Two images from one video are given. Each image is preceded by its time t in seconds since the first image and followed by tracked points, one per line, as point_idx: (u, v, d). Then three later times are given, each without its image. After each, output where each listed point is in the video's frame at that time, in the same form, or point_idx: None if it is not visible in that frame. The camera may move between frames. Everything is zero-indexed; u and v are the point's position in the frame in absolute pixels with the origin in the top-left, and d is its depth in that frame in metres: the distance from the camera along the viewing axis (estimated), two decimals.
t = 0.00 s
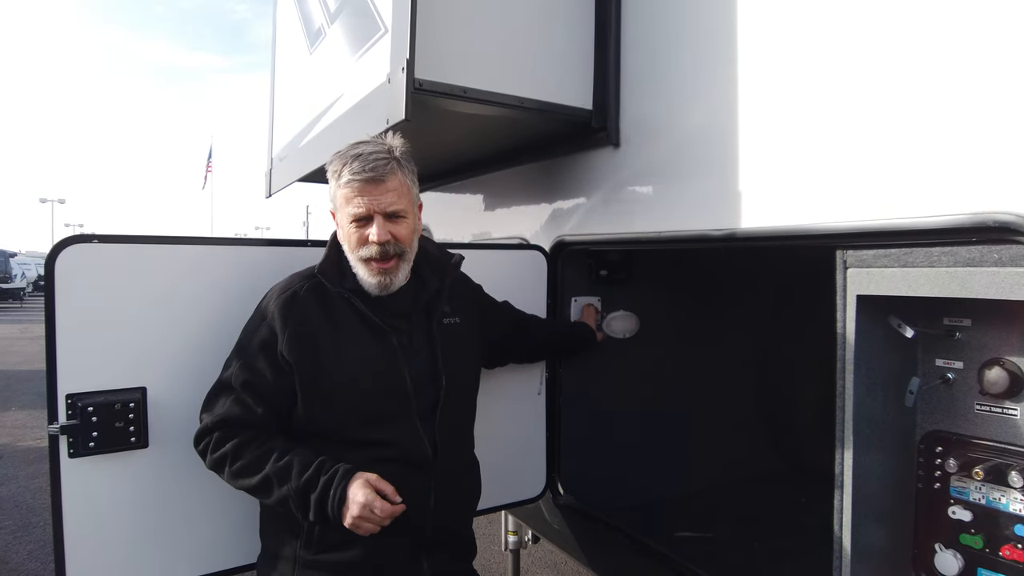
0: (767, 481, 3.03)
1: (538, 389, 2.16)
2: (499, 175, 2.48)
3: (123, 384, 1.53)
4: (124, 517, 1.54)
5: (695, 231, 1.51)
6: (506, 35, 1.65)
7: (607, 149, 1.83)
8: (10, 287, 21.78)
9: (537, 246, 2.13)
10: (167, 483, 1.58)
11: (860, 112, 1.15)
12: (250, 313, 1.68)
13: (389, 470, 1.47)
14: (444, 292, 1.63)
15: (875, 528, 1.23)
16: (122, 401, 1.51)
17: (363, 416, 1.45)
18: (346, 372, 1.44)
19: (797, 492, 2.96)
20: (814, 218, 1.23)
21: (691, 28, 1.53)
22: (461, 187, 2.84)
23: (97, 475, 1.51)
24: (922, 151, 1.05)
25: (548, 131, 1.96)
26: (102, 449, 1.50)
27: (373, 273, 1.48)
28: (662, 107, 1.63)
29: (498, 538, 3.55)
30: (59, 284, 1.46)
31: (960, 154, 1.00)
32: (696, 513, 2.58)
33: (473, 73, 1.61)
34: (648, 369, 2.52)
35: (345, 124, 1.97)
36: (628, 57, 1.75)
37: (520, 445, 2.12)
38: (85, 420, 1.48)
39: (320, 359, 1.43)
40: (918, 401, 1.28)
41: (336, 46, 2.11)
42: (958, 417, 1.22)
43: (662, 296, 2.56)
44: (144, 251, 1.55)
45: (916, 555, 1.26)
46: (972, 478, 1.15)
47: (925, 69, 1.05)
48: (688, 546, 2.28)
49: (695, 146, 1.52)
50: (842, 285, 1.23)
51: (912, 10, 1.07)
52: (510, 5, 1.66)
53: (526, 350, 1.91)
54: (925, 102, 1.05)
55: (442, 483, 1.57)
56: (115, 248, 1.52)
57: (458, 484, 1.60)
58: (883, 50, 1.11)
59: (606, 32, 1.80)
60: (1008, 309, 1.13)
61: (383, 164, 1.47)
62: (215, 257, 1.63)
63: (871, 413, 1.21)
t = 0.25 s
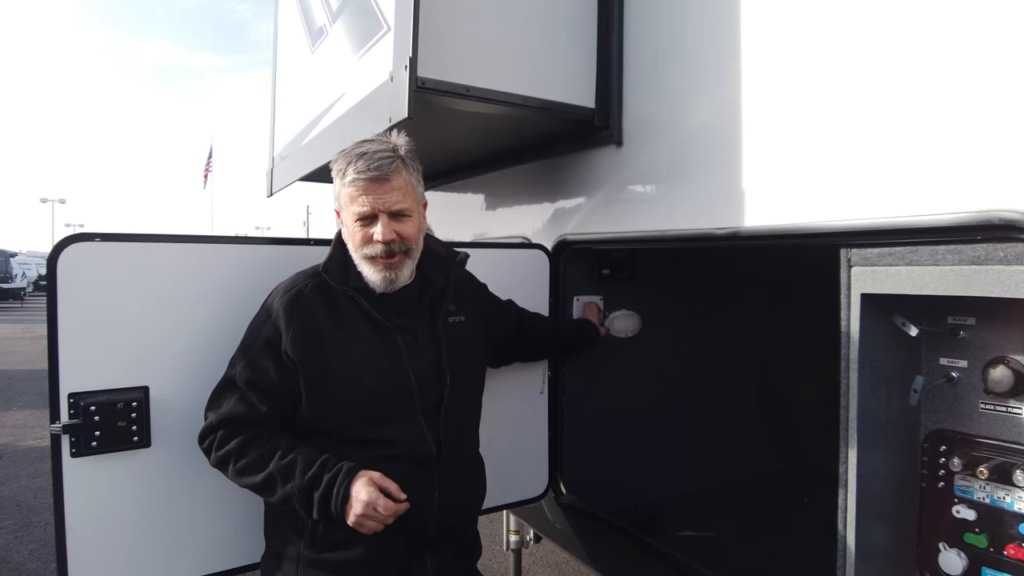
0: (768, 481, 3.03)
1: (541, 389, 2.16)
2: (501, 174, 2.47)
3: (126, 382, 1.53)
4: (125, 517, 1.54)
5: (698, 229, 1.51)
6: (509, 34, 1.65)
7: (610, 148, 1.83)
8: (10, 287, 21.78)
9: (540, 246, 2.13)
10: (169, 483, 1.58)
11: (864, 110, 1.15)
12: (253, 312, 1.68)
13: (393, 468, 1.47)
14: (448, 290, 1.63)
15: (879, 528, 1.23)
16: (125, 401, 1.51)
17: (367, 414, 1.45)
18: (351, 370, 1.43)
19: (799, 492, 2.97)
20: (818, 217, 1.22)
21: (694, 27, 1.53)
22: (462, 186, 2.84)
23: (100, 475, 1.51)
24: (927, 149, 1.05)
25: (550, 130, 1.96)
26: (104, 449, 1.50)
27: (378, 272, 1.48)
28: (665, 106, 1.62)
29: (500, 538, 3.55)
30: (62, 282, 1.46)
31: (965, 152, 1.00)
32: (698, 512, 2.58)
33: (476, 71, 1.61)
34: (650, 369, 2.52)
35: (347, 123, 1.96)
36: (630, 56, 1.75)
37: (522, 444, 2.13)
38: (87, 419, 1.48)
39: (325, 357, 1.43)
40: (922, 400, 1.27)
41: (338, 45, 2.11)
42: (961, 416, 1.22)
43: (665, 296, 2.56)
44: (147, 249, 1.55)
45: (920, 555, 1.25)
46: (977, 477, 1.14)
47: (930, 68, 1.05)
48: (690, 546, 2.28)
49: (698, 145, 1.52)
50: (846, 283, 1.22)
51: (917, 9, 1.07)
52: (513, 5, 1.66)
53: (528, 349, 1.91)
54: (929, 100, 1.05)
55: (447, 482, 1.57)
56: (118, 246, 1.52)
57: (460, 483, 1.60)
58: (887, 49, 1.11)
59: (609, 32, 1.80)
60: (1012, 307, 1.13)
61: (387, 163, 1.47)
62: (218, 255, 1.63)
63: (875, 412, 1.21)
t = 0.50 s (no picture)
0: (770, 481, 3.03)
1: (542, 387, 2.15)
2: (503, 173, 2.47)
3: (127, 383, 1.52)
4: (127, 518, 1.53)
5: (701, 229, 1.51)
6: (511, 33, 1.65)
7: (612, 147, 1.82)
8: (11, 287, 21.77)
9: (542, 245, 2.13)
10: (171, 484, 1.58)
11: (869, 108, 1.15)
12: (255, 311, 1.67)
13: (397, 468, 1.46)
14: (451, 289, 1.63)
15: (883, 528, 1.23)
16: (126, 401, 1.50)
17: (371, 413, 1.44)
18: (355, 369, 1.43)
19: (801, 491, 2.97)
20: (822, 216, 1.22)
21: (697, 25, 1.53)
22: (464, 186, 2.83)
23: (101, 476, 1.50)
24: (932, 147, 1.04)
25: (553, 129, 1.95)
26: (106, 450, 1.50)
27: (382, 269, 1.48)
28: (668, 105, 1.62)
29: (501, 538, 3.55)
30: (63, 282, 1.45)
31: (971, 150, 0.99)
32: (700, 512, 2.58)
33: (479, 70, 1.61)
34: (652, 369, 2.52)
35: (349, 122, 1.96)
36: (632, 54, 1.75)
37: (524, 445, 2.12)
38: (89, 421, 1.47)
39: (328, 356, 1.42)
40: (925, 399, 1.27)
41: (340, 44, 2.11)
42: (965, 416, 1.22)
43: (667, 295, 2.55)
44: (148, 249, 1.54)
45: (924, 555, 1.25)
46: (981, 476, 1.14)
47: (935, 66, 1.04)
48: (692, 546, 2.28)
49: (701, 144, 1.52)
50: (850, 282, 1.22)
51: (922, 6, 1.06)
52: (515, 3, 1.65)
53: (532, 346, 1.90)
54: (935, 98, 1.04)
55: (450, 482, 1.56)
56: (119, 245, 1.51)
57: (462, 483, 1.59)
58: (891, 47, 1.11)
59: (611, 31, 1.80)
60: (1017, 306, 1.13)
61: (392, 160, 1.47)
62: (220, 255, 1.63)
63: (880, 412, 1.21)
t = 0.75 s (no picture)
0: (771, 481, 3.03)
1: (544, 388, 2.16)
2: (504, 173, 2.47)
3: (129, 383, 1.52)
4: (129, 518, 1.53)
5: (703, 228, 1.50)
6: (513, 32, 1.65)
7: (614, 146, 1.82)
8: (11, 287, 21.78)
9: (544, 244, 2.12)
10: (173, 484, 1.57)
11: (872, 108, 1.14)
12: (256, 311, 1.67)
13: (399, 468, 1.47)
14: (454, 289, 1.63)
15: (886, 528, 1.23)
16: (129, 401, 1.50)
17: (374, 414, 1.44)
18: (358, 370, 1.43)
19: (802, 491, 2.97)
20: (826, 215, 1.22)
21: (699, 24, 1.53)
22: (465, 185, 2.83)
23: (103, 476, 1.50)
24: (937, 146, 1.04)
25: (555, 128, 1.95)
26: (108, 450, 1.49)
27: (387, 269, 1.47)
28: (670, 104, 1.62)
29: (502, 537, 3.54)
30: (65, 281, 1.45)
31: (975, 149, 0.99)
32: (701, 512, 2.58)
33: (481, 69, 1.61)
34: (654, 368, 2.52)
35: (351, 121, 1.96)
36: (635, 54, 1.75)
37: (526, 444, 2.12)
38: (91, 421, 1.47)
39: (332, 356, 1.42)
40: (929, 399, 1.27)
41: (341, 43, 2.10)
42: (969, 415, 1.22)
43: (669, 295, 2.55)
44: (150, 248, 1.54)
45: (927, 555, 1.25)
46: (984, 476, 1.14)
47: (940, 64, 1.04)
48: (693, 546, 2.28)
49: (704, 143, 1.51)
50: (854, 281, 1.22)
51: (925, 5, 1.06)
52: (518, 3, 1.65)
53: (534, 348, 1.92)
54: (939, 97, 1.04)
55: (453, 482, 1.56)
56: (121, 245, 1.51)
57: (465, 483, 1.59)
58: (895, 46, 1.10)
59: (614, 30, 1.80)
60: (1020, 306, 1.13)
61: (398, 160, 1.47)
62: (221, 254, 1.62)
63: (883, 412, 1.20)
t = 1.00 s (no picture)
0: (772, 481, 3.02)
1: (544, 388, 2.15)
2: (504, 173, 2.47)
3: (129, 383, 1.52)
4: (130, 518, 1.53)
5: (703, 228, 1.50)
6: (513, 32, 1.65)
7: (615, 146, 1.82)
8: (12, 287, 21.79)
9: (544, 244, 2.12)
10: (173, 484, 1.57)
11: (874, 108, 1.14)
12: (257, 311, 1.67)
13: (399, 467, 1.47)
14: (454, 289, 1.63)
15: (886, 528, 1.23)
16: (129, 402, 1.50)
17: (374, 414, 1.44)
18: (358, 370, 1.43)
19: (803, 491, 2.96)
20: (826, 215, 1.21)
21: (699, 24, 1.53)
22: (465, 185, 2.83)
23: (104, 476, 1.50)
24: (937, 146, 1.04)
25: (555, 128, 1.95)
26: (108, 451, 1.49)
27: (393, 267, 1.47)
28: (670, 103, 1.62)
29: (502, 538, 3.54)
30: (65, 281, 1.45)
31: (976, 149, 0.99)
32: (702, 512, 2.57)
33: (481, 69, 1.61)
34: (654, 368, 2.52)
35: (351, 121, 1.96)
36: (635, 53, 1.75)
37: (526, 444, 2.12)
38: (91, 421, 1.47)
39: (331, 357, 1.42)
40: (930, 398, 1.27)
41: (341, 43, 2.10)
42: (969, 414, 1.22)
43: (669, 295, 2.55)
44: (150, 248, 1.54)
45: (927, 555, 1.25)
46: (985, 476, 1.14)
47: (940, 63, 1.04)
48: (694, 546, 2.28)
49: (704, 143, 1.51)
50: (854, 281, 1.22)
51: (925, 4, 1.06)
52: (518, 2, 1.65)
53: (533, 348, 1.92)
54: (939, 97, 1.04)
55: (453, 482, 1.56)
56: (121, 245, 1.51)
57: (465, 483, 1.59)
58: (895, 46, 1.10)
59: (614, 30, 1.80)
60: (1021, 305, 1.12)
61: (398, 157, 1.47)
62: (222, 255, 1.62)
63: (884, 412, 1.20)
